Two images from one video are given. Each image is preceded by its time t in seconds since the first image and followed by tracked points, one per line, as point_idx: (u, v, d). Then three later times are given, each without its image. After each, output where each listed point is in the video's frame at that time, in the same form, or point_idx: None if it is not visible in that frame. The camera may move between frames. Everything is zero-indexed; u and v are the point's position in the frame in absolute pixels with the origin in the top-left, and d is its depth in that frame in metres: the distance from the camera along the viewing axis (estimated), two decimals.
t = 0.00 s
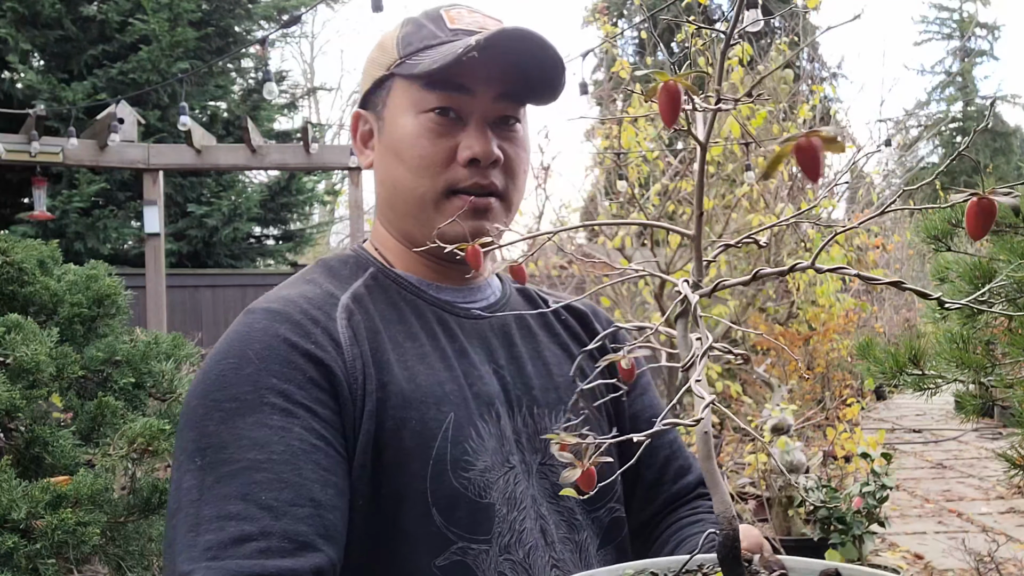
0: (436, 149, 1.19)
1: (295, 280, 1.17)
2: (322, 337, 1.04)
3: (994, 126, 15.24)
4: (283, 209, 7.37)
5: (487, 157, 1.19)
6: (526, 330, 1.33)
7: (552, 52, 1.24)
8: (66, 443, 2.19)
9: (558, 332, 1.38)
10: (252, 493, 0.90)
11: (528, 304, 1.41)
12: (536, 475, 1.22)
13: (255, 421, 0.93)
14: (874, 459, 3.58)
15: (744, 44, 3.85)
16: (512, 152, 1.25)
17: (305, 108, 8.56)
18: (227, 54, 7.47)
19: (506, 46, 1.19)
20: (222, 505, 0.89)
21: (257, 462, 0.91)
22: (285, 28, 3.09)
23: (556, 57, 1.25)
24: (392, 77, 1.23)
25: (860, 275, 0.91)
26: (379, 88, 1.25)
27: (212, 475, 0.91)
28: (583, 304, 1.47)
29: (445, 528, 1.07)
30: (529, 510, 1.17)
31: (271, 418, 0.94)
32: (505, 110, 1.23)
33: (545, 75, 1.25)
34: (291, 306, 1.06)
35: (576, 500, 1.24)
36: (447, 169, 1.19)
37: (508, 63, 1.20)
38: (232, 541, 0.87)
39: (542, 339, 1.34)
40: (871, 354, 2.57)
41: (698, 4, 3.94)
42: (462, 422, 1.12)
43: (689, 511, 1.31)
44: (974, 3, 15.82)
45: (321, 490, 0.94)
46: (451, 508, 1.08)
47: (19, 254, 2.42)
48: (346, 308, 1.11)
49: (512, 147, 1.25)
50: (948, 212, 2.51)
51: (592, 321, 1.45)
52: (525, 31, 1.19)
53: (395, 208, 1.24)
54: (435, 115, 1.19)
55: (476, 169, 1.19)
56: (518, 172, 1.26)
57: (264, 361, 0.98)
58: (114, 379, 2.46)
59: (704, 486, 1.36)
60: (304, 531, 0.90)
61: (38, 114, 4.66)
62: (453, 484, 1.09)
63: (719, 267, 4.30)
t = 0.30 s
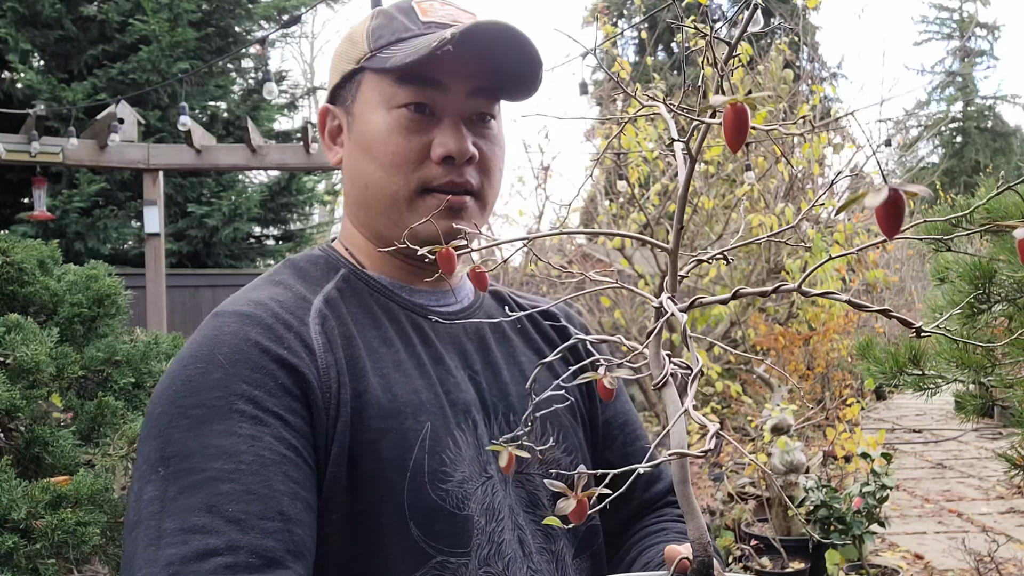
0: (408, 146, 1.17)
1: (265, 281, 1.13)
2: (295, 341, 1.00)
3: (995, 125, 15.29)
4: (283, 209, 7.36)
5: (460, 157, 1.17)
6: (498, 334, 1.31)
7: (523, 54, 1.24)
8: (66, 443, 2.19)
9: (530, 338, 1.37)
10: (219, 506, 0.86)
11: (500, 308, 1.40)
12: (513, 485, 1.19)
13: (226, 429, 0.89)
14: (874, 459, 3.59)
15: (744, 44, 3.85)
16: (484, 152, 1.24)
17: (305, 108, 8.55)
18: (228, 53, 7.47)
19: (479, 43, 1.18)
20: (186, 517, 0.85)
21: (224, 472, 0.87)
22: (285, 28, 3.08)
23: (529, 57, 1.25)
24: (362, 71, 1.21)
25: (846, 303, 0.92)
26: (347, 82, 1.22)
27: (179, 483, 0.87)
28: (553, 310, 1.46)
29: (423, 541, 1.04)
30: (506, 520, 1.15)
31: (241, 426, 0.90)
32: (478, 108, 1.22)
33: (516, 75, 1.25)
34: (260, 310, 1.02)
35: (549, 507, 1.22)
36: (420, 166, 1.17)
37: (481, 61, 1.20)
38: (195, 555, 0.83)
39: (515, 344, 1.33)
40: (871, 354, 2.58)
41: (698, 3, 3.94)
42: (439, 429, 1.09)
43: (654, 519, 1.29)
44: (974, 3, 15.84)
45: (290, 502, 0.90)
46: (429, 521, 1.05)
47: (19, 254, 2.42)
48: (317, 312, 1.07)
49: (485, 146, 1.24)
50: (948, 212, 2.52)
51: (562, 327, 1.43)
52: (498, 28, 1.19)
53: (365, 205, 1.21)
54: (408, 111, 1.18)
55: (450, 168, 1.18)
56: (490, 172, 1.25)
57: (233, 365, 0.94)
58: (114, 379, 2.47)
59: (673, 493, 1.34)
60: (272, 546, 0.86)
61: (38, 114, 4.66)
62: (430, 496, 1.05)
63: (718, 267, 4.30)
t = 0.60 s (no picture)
0: (399, 138, 1.16)
1: (252, 279, 1.13)
2: (275, 341, 1.00)
3: (996, 125, 15.29)
4: (282, 209, 7.36)
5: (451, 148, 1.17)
6: (494, 330, 1.31)
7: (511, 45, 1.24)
8: (66, 443, 2.19)
9: (527, 333, 1.36)
10: (193, 509, 0.86)
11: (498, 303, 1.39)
12: (504, 484, 1.19)
13: (203, 430, 0.90)
14: (874, 459, 3.58)
15: (744, 44, 3.85)
16: (476, 144, 1.23)
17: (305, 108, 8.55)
18: (228, 53, 7.47)
19: (467, 33, 1.18)
20: (159, 521, 0.85)
21: (200, 476, 0.87)
22: (285, 28, 3.08)
23: (518, 49, 1.25)
24: (351, 65, 1.21)
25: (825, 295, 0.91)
26: (336, 78, 1.22)
27: (154, 487, 0.86)
28: (552, 305, 1.45)
29: (406, 542, 1.04)
30: (494, 521, 1.14)
31: (219, 428, 0.90)
32: (467, 100, 1.22)
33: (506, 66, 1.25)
34: (241, 309, 1.02)
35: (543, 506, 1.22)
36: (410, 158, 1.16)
37: (469, 52, 1.19)
38: (168, 559, 0.83)
39: (511, 340, 1.32)
40: (871, 354, 2.58)
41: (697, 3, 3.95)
42: (424, 429, 1.09)
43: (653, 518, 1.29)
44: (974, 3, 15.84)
45: (265, 506, 0.89)
46: (412, 522, 1.04)
47: (19, 254, 2.42)
48: (302, 311, 1.07)
49: (476, 138, 1.23)
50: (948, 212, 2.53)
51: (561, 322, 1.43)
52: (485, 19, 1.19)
53: (356, 201, 1.21)
54: (397, 104, 1.17)
55: (440, 159, 1.17)
56: (482, 165, 1.25)
57: (212, 366, 0.94)
58: (114, 379, 2.47)
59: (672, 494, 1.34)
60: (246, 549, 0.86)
61: (38, 115, 4.66)
62: (415, 496, 1.05)
63: (718, 267, 4.30)
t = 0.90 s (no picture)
0: (406, 130, 1.15)
1: (265, 276, 1.16)
2: (267, 340, 1.01)
3: (995, 125, 15.32)
4: (282, 209, 7.35)
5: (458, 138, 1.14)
6: (508, 326, 1.28)
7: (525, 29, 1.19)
8: (65, 443, 2.19)
9: (543, 329, 1.32)
10: (174, 502, 0.87)
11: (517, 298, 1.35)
12: (510, 483, 1.15)
13: (189, 426, 0.91)
14: (874, 459, 3.58)
15: (744, 44, 3.85)
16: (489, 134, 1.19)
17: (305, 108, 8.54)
18: (228, 53, 7.47)
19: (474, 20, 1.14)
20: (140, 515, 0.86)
21: (183, 469, 0.88)
22: (285, 28, 3.08)
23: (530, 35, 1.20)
24: (362, 60, 1.21)
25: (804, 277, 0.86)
26: (350, 73, 1.22)
27: (138, 481, 0.88)
28: (576, 302, 1.41)
29: (393, 538, 1.02)
30: (492, 520, 1.11)
31: (205, 423, 0.91)
32: (478, 89, 1.18)
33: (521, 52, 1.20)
34: (242, 306, 1.04)
35: (550, 506, 1.17)
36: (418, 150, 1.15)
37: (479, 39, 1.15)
38: (146, 552, 0.84)
39: (525, 336, 1.28)
40: (871, 354, 2.57)
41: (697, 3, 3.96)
42: (419, 426, 1.07)
43: (669, 519, 1.22)
44: (974, 3, 15.86)
45: (245, 500, 0.90)
46: (400, 518, 1.03)
47: (19, 254, 2.42)
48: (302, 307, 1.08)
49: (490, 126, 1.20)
50: (948, 211, 2.53)
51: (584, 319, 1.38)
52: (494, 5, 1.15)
53: (370, 193, 1.21)
54: (406, 96, 1.16)
55: (449, 149, 1.15)
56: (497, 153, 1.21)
57: (205, 362, 0.95)
58: (114, 380, 2.47)
59: (693, 497, 1.27)
60: (224, 544, 0.87)
61: (38, 114, 4.66)
62: (405, 493, 1.04)
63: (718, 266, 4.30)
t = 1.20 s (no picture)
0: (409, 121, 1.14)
1: (269, 278, 1.17)
2: (259, 346, 1.01)
3: (995, 125, 15.33)
4: (282, 209, 7.35)
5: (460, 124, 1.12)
6: (515, 326, 1.26)
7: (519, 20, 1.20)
8: (65, 443, 2.20)
9: (554, 330, 1.30)
10: (166, 512, 0.90)
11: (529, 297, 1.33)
12: (509, 484, 1.14)
13: (180, 435, 0.93)
14: (875, 459, 3.58)
15: (744, 44, 3.86)
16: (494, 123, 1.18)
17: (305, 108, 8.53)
18: (228, 53, 7.47)
19: (471, 7, 1.16)
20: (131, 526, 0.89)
21: (174, 479, 0.91)
22: (285, 28, 3.08)
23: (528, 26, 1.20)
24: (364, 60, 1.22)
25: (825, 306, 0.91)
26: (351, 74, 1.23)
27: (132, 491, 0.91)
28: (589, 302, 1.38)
29: (384, 541, 1.02)
30: (487, 523, 1.10)
31: (196, 432, 0.93)
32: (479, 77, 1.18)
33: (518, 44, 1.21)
34: (237, 310, 1.04)
35: (551, 507, 1.16)
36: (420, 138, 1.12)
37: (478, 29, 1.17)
38: (140, 562, 0.87)
39: (532, 335, 1.26)
40: (871, 354, 2.57)
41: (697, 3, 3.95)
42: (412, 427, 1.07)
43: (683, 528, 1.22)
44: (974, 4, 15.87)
45: (232, 511, 0.92)
46: (391, 521, 1.03)
47: (19, 254, 2.42)
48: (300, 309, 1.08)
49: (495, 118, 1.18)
50: (948, 211, 2.53)
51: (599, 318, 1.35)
52: None
53: (375, 190, 1.19)
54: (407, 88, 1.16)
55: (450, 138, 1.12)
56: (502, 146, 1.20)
57: (196, 369, 0.97)
58: (114, 379, 2.46)
59: (707, 503, 1.26)
60: (210, 555, 0.89)
61: (38, 115, 4.66)
62: (395, 496, 1.03)
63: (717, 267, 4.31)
